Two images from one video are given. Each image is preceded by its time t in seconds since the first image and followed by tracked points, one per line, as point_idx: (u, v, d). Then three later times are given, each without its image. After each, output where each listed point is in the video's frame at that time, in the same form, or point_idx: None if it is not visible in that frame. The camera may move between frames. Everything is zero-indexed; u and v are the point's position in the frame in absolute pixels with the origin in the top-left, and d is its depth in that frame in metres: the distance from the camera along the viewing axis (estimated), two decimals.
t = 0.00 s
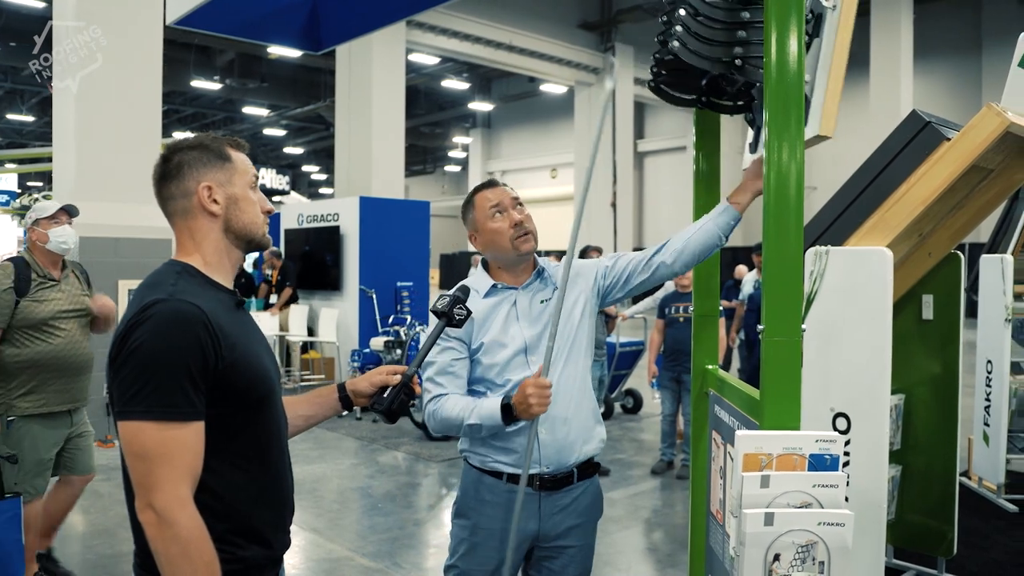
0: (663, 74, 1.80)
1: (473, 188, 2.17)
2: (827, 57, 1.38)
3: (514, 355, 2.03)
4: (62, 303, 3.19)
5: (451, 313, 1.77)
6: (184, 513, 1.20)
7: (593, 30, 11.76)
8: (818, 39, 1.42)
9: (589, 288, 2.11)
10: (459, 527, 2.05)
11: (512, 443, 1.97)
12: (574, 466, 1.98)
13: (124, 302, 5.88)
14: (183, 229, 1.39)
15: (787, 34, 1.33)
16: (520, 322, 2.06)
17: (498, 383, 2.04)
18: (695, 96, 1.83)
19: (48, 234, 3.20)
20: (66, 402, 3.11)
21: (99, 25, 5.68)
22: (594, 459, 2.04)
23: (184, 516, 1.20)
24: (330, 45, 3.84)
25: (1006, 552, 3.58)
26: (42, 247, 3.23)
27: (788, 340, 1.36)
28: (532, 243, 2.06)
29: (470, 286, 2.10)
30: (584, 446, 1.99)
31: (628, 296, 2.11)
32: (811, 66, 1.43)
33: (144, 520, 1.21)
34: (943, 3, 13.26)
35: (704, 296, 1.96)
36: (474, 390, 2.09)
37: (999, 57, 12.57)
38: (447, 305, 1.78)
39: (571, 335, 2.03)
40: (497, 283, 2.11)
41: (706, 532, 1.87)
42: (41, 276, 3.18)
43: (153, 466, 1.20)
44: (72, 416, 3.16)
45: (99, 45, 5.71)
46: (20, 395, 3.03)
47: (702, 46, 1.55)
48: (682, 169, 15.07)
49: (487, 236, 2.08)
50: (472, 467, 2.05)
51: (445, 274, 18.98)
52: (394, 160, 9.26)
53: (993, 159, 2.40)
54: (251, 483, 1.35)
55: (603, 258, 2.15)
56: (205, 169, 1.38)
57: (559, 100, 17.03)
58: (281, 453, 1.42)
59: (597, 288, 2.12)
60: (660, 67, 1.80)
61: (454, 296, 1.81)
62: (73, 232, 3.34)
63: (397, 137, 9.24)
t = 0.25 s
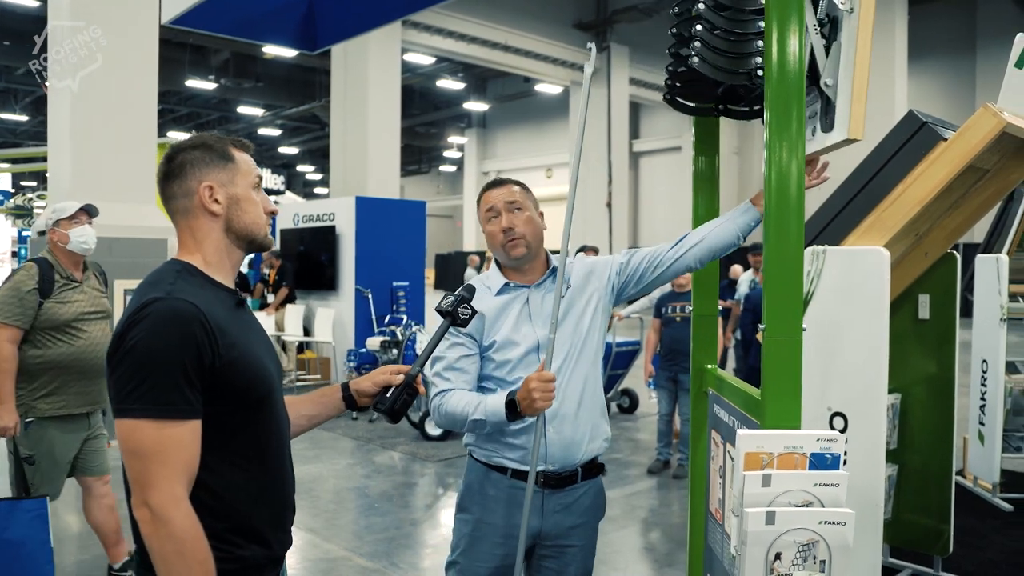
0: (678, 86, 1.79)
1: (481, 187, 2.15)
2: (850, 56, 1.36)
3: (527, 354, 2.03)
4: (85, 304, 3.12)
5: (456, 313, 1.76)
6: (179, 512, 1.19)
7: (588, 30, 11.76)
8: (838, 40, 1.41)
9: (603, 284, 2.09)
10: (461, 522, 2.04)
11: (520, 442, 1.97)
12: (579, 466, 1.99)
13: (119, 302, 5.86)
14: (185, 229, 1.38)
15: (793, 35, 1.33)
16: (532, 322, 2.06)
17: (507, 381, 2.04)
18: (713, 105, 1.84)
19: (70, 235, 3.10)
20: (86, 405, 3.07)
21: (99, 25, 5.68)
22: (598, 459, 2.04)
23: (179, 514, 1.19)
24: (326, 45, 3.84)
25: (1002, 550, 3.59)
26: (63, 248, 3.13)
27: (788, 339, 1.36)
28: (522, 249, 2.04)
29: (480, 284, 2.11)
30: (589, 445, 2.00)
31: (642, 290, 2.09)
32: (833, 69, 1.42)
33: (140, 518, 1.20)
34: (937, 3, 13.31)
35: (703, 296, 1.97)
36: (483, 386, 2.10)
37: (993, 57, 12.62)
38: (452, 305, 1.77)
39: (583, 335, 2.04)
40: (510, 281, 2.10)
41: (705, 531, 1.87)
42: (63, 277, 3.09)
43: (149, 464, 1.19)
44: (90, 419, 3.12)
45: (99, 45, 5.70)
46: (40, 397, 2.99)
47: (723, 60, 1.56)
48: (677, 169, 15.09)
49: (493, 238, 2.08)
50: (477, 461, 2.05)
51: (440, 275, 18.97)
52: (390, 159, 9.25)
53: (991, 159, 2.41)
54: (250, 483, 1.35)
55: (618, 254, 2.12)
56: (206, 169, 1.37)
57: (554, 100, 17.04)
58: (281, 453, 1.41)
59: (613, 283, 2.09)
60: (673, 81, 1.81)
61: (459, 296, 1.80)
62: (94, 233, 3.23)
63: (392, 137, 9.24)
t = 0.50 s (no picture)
0: (687, 94, 1.79)
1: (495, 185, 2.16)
2: (864, 59, 1.38)
3: (531, 352, 2.03)
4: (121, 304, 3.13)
5: (456, 312, 1.76)
6: (177, 511, 1.19)
7: (583, 30, 11.77)
8: (849, 43, 1.43)
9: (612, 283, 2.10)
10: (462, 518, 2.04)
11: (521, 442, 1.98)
12: (581, 466, 1.99)
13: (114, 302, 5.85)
14: (183, 229, 1.38)
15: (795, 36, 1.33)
16: (538, 319, 2.06)
17: (511, 379, 2.05)
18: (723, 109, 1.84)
19: (100, 235, 3.09)
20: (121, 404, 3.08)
21: (99, 25, 5.68)
22: (600, 460, 2.04)
23: (177, 513, 1.19)
24: (320, 45, 3.94)
25: (997, 549, 3.61)
26: (94, 249, 3.12)
27: (787, 340, 1.36)
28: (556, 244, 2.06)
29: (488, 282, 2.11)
30: (590, 446, 1.99)
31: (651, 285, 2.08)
32: (845, 71, 1.43)
33: (138, 516, 1.20)
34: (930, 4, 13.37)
35: (701, 296, 1.96)
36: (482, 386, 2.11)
37: (986, 58, 12.67)
38: (452, 304, 1.77)
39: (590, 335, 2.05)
40: (517, 281, 2.10)
41: (703, 531, 1.87)
42: (98, 277, 3.09)
43: (149, 463, 1.19)
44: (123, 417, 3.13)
45: (99, 45, 5.71)
46: (76, 397, 3.01)
47: (739, 67, 1.56)
48: (671, 169, 15.12)
49: (511, 234, 2.06)
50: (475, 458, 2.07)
51: (434, 274, 18.97)
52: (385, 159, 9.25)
53: (985, 160, 2.42)
54: (250, 483, 1.34)
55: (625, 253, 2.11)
56: (203, 168, 1.37)
57: (548, 100, 17.06)
58: (282, 454, 1.41)
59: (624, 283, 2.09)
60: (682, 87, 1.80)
61: (460, 294, 1.80)
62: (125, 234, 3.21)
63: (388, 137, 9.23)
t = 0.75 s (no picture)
0: (688, 96, 1.80)
1: (506, 182, 2.16)
2: (867, 61, 1.40)
3: (532, 353, 2.03)
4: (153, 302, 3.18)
5: (455, 310, 1.77)
6: (180, 512, 1.19)
7: (578, 30, 11.79)
8: (851, 45, 1.45)
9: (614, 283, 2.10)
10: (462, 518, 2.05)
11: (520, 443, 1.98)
12: (581, 466, 1.99)
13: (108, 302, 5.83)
14: (186, 229, 1.38)
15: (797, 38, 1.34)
16: (541, 320, 2.07)
17: (512, 380, 2.05)
18: (725, 111, 1.85)
19: (129, 234, 3.13)
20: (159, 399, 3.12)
21: (99, 25, 5.69)
22: (599, 459, 2.05)
23: (180, 513, 1.19)
24: (314, 45, 3.98)
25: (993, 548, 3.63)
26: (123, 248, 3.16)
27: (786, 339, 1.36)
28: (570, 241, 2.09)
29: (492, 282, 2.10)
30: (590, 447, 2.00)
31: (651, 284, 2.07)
32: (847, 73, 1.45)
33: (141, 517, 1.20)
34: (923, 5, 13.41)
35: (701, 296, 1.97)
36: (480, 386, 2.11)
37: (978, 59, 12.73)
38: (450, 301, 1.78)
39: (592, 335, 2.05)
40: (520, 282, 2.10)
41: (702, 531, 1.88)
42: (130, 275, 3.14)
43: (151, 463, 1.19)
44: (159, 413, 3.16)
45: (99, 45, 5.72)
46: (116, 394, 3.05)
47: (740, 70, 1.57)
48: (666, 169, 15.15)
49: (526, 231, 2.07)
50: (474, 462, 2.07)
51: (429, 275, 18.96)
52: (380, 159, 9.24)
53: (981, 161, 2.43)
54: (251, 483, 1.34)
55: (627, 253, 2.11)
56: (206, 168, 1.37)
57: (543, 100, 17.07)
58: (282, 454, 1.41)
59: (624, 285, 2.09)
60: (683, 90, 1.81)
61: (458, 291, 1.80)
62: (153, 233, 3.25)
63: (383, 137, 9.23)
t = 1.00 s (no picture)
0: (689, 97, 1.82)
1: (494, 185, 2.17)
2: (869, 64, 1.41)
3: (521, 355, 2.04)
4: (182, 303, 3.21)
5: (458, 310, 1.77)
6: (185, 514, 1.19)
7: (573, 30, 11.80)
8: (853, 47, 1.46)
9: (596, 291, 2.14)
10: (460, 525, 2.05)
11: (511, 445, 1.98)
12: (575, 464, 2.00)
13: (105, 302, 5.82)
14: (189, 228, 1.39)
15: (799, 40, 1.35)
16: (528, 322, 2.08)
17: (501, 383, 2.05)
18: (726, 111, 1.86)
19: (154, 236, 3.16)
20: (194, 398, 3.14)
21: (99, 25, 5.69)
22: (592, 458, 2.06)
23: (184, 516, 1.19)
24: (311, 45, 4.01)
25: (988, 547, 3.65)
26: (149, 249, 3.21)
27: (787, 340, 1.37)
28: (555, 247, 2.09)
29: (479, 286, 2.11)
30: (584, 446, 2.01)
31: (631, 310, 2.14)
32: (848, 75, 1.47)
33: (145, 519, 1.20)
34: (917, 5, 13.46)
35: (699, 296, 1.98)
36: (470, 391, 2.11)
37: (972, 60, 12.78)
38: (453, 302, 1.77)
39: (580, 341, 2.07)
40: (505, 286, 2.12)
41: (703, 530, 1.88)
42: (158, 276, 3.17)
43: (155, 467, 1.19)
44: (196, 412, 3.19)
45: (99, 45, 5.72)
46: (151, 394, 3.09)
47: (740, 71, 1.58)
48: (661, 169, 15.17)
49: (515, 234, 2.07)
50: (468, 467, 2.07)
51: (424, 275, 18.96)
52: (376, 159, 9.24)
53: (976, 163, 2.45)
54: (255, 484, 1.34)
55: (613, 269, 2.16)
56: (212, 169, 1.38)
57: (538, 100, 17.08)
58: (285, 455, 1.41)
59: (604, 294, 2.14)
60: (685, 91, 1.82)
61: (460, 292, 1.81)
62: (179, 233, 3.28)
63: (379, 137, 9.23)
